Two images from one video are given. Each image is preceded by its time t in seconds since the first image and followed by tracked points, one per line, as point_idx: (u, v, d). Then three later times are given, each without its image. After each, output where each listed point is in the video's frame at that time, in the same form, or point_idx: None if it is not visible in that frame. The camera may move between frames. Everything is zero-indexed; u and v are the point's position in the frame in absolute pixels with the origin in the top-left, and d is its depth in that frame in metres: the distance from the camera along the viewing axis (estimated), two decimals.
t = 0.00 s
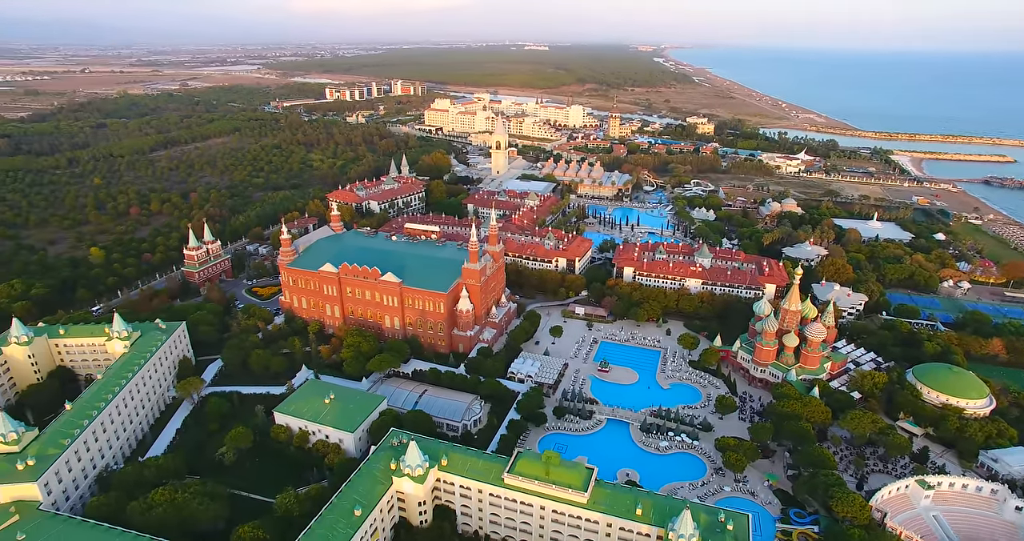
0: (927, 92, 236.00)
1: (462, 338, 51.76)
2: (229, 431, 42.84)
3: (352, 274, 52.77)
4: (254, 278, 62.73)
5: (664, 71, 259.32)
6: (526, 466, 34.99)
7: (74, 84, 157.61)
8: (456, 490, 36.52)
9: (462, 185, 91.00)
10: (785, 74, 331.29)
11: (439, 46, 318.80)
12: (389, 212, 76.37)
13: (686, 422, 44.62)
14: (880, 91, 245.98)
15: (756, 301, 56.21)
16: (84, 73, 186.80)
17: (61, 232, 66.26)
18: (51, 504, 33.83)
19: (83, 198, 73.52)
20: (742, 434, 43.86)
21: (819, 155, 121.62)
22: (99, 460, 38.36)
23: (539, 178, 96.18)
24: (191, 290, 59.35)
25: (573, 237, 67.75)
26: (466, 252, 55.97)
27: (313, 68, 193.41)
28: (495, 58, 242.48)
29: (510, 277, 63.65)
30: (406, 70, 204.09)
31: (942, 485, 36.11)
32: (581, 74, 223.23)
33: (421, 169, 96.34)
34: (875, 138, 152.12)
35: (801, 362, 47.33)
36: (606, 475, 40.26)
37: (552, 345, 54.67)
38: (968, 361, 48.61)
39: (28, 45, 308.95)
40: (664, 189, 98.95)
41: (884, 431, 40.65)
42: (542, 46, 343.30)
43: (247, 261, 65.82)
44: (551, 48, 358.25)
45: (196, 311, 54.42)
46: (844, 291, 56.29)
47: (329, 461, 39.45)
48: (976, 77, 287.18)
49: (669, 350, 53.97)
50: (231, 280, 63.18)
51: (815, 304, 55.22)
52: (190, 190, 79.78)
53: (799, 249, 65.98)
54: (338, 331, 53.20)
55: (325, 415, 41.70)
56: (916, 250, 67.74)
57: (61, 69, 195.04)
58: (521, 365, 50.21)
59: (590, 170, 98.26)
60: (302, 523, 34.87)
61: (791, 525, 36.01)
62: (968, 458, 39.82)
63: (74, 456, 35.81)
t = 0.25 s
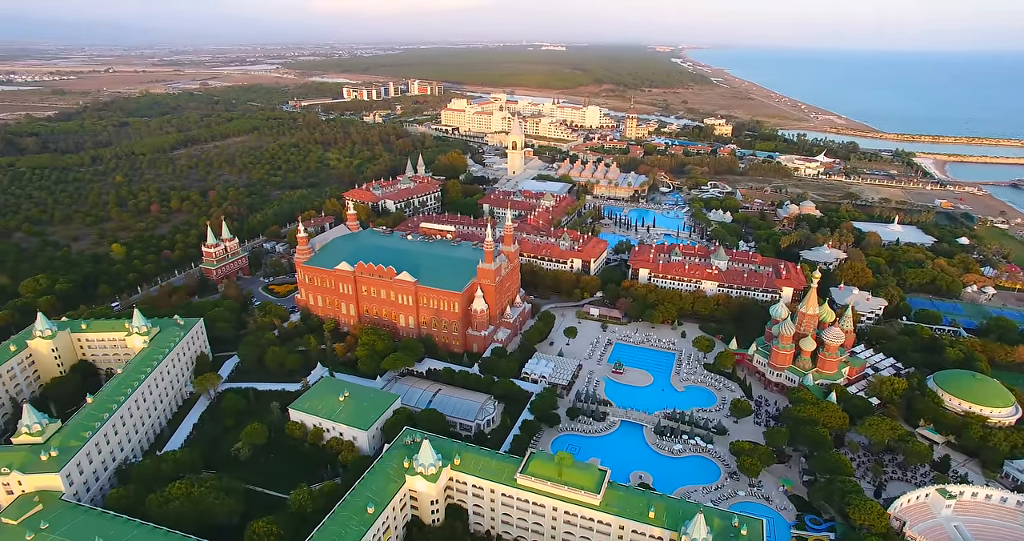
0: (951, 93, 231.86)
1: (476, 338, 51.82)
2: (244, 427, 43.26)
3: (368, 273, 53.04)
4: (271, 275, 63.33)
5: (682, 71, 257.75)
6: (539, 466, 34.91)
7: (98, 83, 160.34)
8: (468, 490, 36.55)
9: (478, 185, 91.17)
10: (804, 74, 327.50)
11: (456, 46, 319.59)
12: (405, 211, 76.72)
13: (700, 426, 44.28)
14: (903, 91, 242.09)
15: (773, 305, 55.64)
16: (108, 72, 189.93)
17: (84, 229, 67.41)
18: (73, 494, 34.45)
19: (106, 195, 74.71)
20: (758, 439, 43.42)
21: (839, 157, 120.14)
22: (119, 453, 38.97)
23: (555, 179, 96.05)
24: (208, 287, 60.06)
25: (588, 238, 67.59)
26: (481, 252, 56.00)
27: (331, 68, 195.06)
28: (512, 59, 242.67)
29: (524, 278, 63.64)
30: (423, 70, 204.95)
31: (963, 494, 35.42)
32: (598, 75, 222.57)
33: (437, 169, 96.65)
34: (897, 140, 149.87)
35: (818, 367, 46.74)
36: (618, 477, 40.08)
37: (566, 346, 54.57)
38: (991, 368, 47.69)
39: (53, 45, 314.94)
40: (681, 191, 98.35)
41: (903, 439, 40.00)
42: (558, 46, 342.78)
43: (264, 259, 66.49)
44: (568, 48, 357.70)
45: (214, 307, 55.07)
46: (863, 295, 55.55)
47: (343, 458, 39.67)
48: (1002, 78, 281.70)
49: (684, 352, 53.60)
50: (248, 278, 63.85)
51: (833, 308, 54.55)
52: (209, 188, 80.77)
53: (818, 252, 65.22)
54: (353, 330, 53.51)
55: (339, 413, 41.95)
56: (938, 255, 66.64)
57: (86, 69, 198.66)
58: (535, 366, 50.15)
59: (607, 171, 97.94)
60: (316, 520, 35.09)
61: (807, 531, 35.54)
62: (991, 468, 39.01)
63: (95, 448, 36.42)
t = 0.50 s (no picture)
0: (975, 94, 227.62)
1: (490, 338, 51.86)
2: (260, 423, 43.66)
3: (383, 272, 53.30)
4: (287, 273, 63.89)
5: (699, 72, 256.01)
6: (552, 467, 34.79)
7: (122, 83, 162.97)
8: (481, 489, 36.55)
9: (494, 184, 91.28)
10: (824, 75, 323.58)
11: (473, 46, 320.30)
12: (420, 210, 77.00)
13: (715, 429, 43.91)
14: (926, 92, 238.12)
15: (790, 308, 55.04)
16: (132, 72, 192.98)
17: (106, 225, 68.51)
18: (92, 486, 35.00)
19: (127, 192, 75.83)
20: (773, 443, 42.96)
21: (859, 159, 118.61)
22: (137, 446, 39.51)
23: (571, 180, 95.92)
24: (226, 284, 60.72)
25: (603, 239, 67.38)
26: (497, 252, 56.03)
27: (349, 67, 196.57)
28: (529, 59, 242.67)
29: (539, 278, 63.61)
30: (440, 70, 205.66)
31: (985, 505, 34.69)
32: (615, 75, 221.82)
33: (453, 169, 96.92)
34: (919, 142, 147.55)
35: (836, 372, 46.13)
36: (631, 479, 39.85)
37: (580, 347, 54.44)
38: (1015, 375, 46.74)
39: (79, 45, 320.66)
40: (698, 193, 97.69)
41: (923, 446, 39.35)
42: (575, 46, 341.98)
43: (281, 257, 67.08)
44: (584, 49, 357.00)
45: (231, 304, 55.66)
46: (883, 300, 54.77)
47: (356, 456, 39.86)
48: None
49: (699, 355, 53.19)
50: (265, 275, 64.46)
51: (852, 312, 53.86)
52: (228, 186, 81.69)
53: (836, 256, 64.43)
54: (368, 328, 53.80)
55: (353, 411, 42.18)
56: (962, 259, 65.48)
57: (110, 69, 201.98)
58: (549, 367, 50.07)
59: (623, 172, 97.54)
60: (329, 516, 35.29)
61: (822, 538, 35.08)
62: (1016, 479, 38.16)
63: (115, 441, 36.96)
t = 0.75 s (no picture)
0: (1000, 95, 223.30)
1: (504, 338, 51.88)
2: (274, 420, 44.02)
3: (397, 271, 53.52)
4: (303, 272, 64.40)
5: (716, 72, 254.16)
6: (564, 468, 34.69)
7: (144, 82, 165.32)
8: (493, 489, 36.58)
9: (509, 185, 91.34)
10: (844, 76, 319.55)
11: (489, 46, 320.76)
12: (435, 210, 77.27)
13: (729, 433, 43.52)
14: (948, 93, 234.19)
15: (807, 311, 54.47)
16: (153, 72, 195.69)
17: (127, 223, 69.53)
18: (111, 478, 35.52)
19: (147, 190, 76.88)
20: (788, 448, 42.51)
21: (879, 161, 117.11)
22: (155, 440, 40.07)
23: (586, 181, 95.73)
24: (242, 281, 61.39)
25: (618, 240, 67.16)
26: (511, 252, 56.02)
27: (366, 68, 197.87)
28: (544, 60, 242.51)
29: (553, 279, 63.57)
30: (456, 70, 206.16)
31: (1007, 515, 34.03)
32: (631, 76, 220.98)
33: (469, 168, 97.14)
34: (941, 144, 145.26)
35: (853, 377, 45.57)
36: (644, 482, 39.66)
37: (594, 349, 54.31)
38: None
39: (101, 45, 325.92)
40: (713, 194, 97.04)
41: (942, 453, 38.74)
42: (591, 47, 341.16)
43: (296, 256, 67.63)
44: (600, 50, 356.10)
45: (247, 302, 56.21)
46: (902, 305, 54.03)
47: (369, 454, 40.03)
48: None
49: (714, 358, 52.80)
50: (281, 273, 65.03)
51: (870, 317, 53.18)
52: (245, 184, 82.52)
53: (854, 259, 63.67)
54: (382, 327, 54.07)
55: (366, 409, 42.39)
56: (985, 264, 64.34)
57: (132, 68, 205.01)
58: (562, 367, 50.02)
59: (638, 173, 97.10)
60: (341, 514, 35.46)
61: None
62: None
63: (133, 435, 37.48)
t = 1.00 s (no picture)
0: None
1: (517, 338, 51.89)
2: (288, 416, 44.39)
3: (412, 270, 53.74)
4: (318, 270, 64.90)
5: (733, 73, 252.27)
6: (576, 469, 34.58)
7: (165, 82, 167.60)
8: (504, 490, 36.56)
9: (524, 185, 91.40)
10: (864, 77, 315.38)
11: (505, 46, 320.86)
12: (450, 210, 77.51)
13: (743, 436, 43.16)
14: (972, 94, 230.10)
15: (824, 315, 53.88)
16: (174, 71, 198.53)
17: (146, 220, 70.51)
18: (129, 471, 36.04)
19: (166, 188, 77.88)
20: (804, 453, 42.05)
21: (900, 164, 115.48)
22: (171, 435, 40.57)
23: (602, 181, 95.53)
24: (259, 279, 62.01)
25: (633, 242, 66.91)
26: (526, 253, 56.00)
27: (382, 67, 199.18)
28: (560, 60, 242.30)
29: (567, 280, 63.51)
30: (472, 70, 206.63)
31: None
32: (647, 76, 220.02)
33: (484, 169, 97.33)
34: (964, 147, 142.87)
35: (870, 382, 44.97)
36: (656, 485, 39.44)
37: (607, 350, 54.13)
38: None
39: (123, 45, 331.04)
40: (730, 196, 96.37)
41: (963, 462, 38.09)
42: (607, 48, 340.41)
43: (312, 254, 68.20)
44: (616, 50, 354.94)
45: (263, 299, 56.73)
46: (922, 309, 53.26)
47: (382, 452, 40.20)
48: None
49: (729, 361, 52.39)
50: (296, 271, 65.61)
51: (889, 321, 52.47)
52: (263, 183, 83.38)
53: (873, 263, 62.87)
54: (396, 325, 54.33)
55: (380, 407, 42.58)
56: (1008, 269, 63.18)
57: (154, 68, 208.01)
58: (575, 369, 49.92)
59: (654, 174, 96.70)
60: (354, 511, 35.63)
61: None
62: None
63: (150, 429, 37.98)
